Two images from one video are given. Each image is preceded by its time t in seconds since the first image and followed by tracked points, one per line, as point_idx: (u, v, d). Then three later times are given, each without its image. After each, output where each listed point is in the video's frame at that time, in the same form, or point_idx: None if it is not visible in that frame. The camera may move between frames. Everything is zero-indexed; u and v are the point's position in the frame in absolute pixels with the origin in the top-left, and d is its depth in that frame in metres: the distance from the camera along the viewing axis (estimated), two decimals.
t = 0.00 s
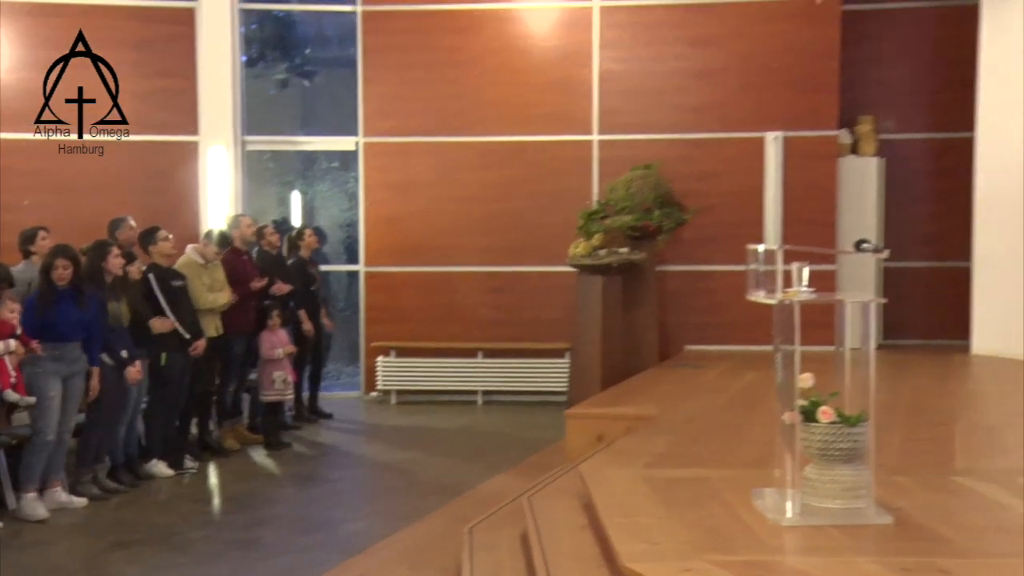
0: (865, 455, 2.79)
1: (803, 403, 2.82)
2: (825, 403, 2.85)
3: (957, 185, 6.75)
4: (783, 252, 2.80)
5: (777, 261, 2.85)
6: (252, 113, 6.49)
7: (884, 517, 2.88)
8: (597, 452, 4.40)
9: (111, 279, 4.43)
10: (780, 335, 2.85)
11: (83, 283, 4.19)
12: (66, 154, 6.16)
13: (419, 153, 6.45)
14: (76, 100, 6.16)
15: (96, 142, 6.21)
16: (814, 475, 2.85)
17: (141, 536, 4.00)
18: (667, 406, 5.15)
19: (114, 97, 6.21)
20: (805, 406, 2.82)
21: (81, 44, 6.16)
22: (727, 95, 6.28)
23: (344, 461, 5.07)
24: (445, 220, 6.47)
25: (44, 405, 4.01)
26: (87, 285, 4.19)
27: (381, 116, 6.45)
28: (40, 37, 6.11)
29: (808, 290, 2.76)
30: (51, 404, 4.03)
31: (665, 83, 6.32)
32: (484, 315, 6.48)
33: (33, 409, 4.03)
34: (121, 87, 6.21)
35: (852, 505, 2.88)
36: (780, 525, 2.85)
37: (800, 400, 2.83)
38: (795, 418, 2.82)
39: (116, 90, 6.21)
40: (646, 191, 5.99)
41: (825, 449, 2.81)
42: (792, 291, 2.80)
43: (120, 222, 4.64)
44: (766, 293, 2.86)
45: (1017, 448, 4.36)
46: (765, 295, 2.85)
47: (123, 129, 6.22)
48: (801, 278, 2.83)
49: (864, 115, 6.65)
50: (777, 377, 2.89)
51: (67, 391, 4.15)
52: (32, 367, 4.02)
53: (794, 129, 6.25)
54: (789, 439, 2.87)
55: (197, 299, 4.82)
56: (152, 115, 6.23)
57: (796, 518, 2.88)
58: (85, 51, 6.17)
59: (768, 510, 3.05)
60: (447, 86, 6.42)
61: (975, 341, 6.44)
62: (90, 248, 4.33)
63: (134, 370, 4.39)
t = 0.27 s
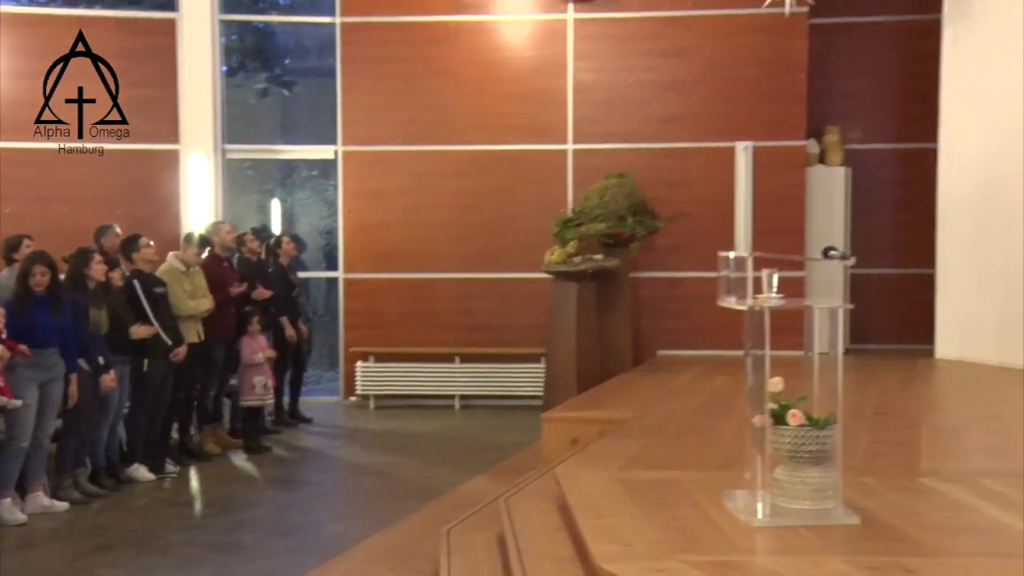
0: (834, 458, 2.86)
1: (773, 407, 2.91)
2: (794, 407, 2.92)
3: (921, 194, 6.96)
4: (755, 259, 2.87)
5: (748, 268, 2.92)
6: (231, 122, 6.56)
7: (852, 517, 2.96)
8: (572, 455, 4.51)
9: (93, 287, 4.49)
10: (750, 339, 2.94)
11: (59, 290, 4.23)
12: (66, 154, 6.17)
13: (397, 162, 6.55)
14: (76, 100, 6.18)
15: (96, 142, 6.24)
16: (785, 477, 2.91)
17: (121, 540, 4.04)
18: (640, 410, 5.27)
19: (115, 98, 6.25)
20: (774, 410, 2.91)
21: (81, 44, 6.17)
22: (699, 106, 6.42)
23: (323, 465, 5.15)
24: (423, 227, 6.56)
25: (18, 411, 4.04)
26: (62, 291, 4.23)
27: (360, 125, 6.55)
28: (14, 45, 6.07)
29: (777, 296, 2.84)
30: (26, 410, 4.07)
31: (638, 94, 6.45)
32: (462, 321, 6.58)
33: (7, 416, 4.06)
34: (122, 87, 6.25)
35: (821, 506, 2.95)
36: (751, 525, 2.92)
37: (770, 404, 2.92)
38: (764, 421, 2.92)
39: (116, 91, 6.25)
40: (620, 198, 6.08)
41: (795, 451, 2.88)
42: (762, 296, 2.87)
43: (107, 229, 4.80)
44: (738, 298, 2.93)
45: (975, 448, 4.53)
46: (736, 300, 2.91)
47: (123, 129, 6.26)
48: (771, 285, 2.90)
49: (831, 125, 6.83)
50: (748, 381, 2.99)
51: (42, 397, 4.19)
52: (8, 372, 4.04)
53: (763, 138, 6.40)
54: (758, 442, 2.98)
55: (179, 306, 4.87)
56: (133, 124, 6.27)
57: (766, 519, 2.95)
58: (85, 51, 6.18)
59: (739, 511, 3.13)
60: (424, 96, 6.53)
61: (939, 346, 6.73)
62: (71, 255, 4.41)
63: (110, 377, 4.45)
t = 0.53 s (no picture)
0: (810, 461, 2.92)
1: (749, 412, 2.96)
2: (771, 412, 2.97)
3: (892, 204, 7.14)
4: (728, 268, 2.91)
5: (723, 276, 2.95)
6: (218, 133, 6.66)
7: (826, 519, 3.04)
8: (553, 460, 4.61)
9: (78, 297, 4.50)
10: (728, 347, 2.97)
11: (37, 296, 4.25)
12: (66, 154, 6.26)
13: (381, 172, 6.65)
14: (76, 100, 6.28)
15: (96, 142, 6.32)
16: (761, 481, 2.98)
17: (107, 545, 4.10)
18: (619, 416, 5.38)
19: (114, 97, 6.35)
20: (750, 416, 2.96)
21: (82, 45, 6.27)
22: (676, 117, 6.56)
23: (308, 470, 5.22)
24: (406, 236, 6.66)
25: None
26: (43, 300, 4.28)
27: (344, 136, 6.64)
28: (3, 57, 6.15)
29: (753, 305, 2.87)
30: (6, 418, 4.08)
31: (618, 106, 6.58)
32: (445, 328, 6.67)
33: None
34: (121, 87, 6.35)
35: (797, 508, 3.02)
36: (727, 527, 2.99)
37: (746, 409, 2.98)
38: (741, 426, 2.96)
39: (115, 90, 6.35)
40: (600, 209, 6.17)
41: (771, 455, 2.93)
42: (738, 305, 2.91)
43: (98, 238, 4.97)
44: (714, 305, 2.98)
45: (944, 452, 4.68)
46: (712, 308, 2.97)
47: (123, 129, 6.35)
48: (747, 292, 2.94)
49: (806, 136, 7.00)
50: (726, 387, 3.05)
51: (22, 404, 4.22)
52: None
53: (740, 149, 6.54)
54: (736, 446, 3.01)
55: (166, 314, 4.97)
56: (121, 134, 6.35)
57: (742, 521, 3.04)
58: (85, 51, 6.28)
59: (716, 514, 3.21)
60: (407, 107, 6.63)
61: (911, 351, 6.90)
62: (58, 265, 4.44)
63: (102, 382, 4.49)
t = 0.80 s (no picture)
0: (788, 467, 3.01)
1: (730, 419, 3.06)
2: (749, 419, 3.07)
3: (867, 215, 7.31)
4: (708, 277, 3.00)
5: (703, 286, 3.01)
6: (207, 144, 6.70)
7: (804, 523, 3.14)
8: (537, 467, 4.70)
9: (68, 306, 4.54)
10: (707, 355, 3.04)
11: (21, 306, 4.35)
12: (66, 154, 6.34)
13: (367, 182, 6.74)
14: (76, 100, 6.35)
15: (96, 142, 6.39)
16: (740, 485, 3.09)
17: (96, 552, 4.14)
18: (601, 423, 5.48)
19: (114, 97, 6.41)
20: (731, 422, 3.05)
21: (82, 44, 6.33)
22: (657, 129, 6.69)
23: (296, 477, 5.29)
24: (391, 246, 6.75)
25: None
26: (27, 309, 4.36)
27: (331, 147, 6.73)
28: None
29: (733, 313, 2.96)
30: None
31: (600, 118, 6.70)
32: (430, 336, 6.76)
33: None
34: (121, 87, 6.42)
35: (775, 514, 3.11)
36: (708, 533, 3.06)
37: (726, 416, 3.07)
38: (722, 433, 3.05)
39: (115, 90, 6.42)
40: (583, 219, 6.24)
41: (750, 460, 3.03)
42: (718, 313, 2.98)
43: (91, 249, 5.05)
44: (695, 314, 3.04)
45: (917, 457, 4.81)
46: (694, 317, 3.03)
47: (123, 129, 6.42)
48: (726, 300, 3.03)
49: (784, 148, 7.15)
50: (705, 395, 3.10)
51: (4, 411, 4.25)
52: None
53: (720, 160, 6.67)
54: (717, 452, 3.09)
55: (156, 322, 5.01)
56: (111, 145, 6.41)
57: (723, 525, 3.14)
58: (85, 51, 6.35)
59: (699, 519, 3.28)
60: (393, 119, 6.72)
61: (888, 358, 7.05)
62: (47, 274, 4.51)
63: (93, 389, 4.55)
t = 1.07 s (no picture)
0: (760, 476, 3.10)
1: (705, 429, 3.16)
2: (724, 429, 3.17)
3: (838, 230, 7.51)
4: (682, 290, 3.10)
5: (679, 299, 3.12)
6: (191, 160, 6.81)
7: (776, 533, 3.23)
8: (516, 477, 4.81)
9: (55, 317, 4.65)
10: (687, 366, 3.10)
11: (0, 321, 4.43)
12: (65, 153, 6.45)
13: (348, 197, 6.84)
14: (76, 100, 6.47)
15: (96, 142, 6.52)
16: (715, 494, 3.16)
17: (77, 562, 4.18)
18: (579, 433, 5.59)
19: (114, 97, 6.55)
20: (706, 432, 3.16)
21: (82, 45, 6.46)
22: (634, 146, 6.84)
23: (278, 488, 5.35)
24: (373, 259, 6.84)
25: None
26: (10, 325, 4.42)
27: (313, 162, 6.83)
28: None
29: (706, 326, 3.03)
30: None
31: (578, 134, 6.84)
32: (411, 348, 6.85)
33: None
34: (121, 87, 6.55)
35: (749, 523, 3.19)
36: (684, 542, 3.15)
37: (701, 426, 3.17)
38: (697, 443, 3.15)
39: (115, 90, 6.56)
40: (561, 233, 6.39)
41: (724, 470, 3.10)
42: (694, 325, 3.07)
43: (76, 262, 5.16)
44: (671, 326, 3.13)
45: (885, 466, 4.96)
46: (669, 329, 3.13)
47: (123, 129, 6.56)
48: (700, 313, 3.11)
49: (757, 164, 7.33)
50: (681, 405, 3.20)
51: None
52: None
53: (695, 175, 6.83)
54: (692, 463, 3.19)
55: (140, 335, 5.13)
56: (96, 161, 6.50)
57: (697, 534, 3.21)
58: (85, 51, 6.48)
59: (675, 529, 3.37)
60: (374, 134, 6.83)
61: (858, 369, 7.27)
62: (31, 289, 4.59)
63: (71, 404, 4.61)
